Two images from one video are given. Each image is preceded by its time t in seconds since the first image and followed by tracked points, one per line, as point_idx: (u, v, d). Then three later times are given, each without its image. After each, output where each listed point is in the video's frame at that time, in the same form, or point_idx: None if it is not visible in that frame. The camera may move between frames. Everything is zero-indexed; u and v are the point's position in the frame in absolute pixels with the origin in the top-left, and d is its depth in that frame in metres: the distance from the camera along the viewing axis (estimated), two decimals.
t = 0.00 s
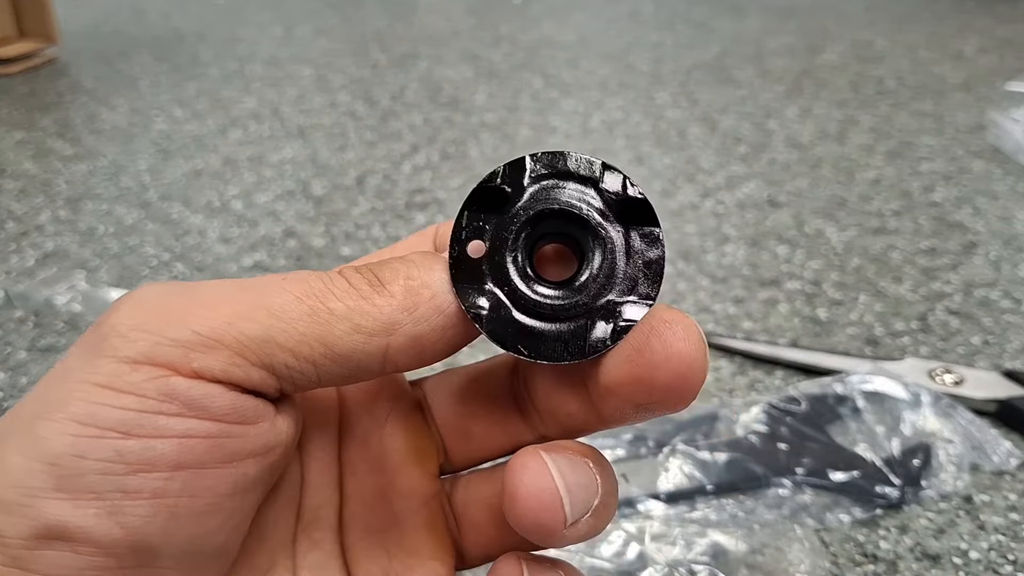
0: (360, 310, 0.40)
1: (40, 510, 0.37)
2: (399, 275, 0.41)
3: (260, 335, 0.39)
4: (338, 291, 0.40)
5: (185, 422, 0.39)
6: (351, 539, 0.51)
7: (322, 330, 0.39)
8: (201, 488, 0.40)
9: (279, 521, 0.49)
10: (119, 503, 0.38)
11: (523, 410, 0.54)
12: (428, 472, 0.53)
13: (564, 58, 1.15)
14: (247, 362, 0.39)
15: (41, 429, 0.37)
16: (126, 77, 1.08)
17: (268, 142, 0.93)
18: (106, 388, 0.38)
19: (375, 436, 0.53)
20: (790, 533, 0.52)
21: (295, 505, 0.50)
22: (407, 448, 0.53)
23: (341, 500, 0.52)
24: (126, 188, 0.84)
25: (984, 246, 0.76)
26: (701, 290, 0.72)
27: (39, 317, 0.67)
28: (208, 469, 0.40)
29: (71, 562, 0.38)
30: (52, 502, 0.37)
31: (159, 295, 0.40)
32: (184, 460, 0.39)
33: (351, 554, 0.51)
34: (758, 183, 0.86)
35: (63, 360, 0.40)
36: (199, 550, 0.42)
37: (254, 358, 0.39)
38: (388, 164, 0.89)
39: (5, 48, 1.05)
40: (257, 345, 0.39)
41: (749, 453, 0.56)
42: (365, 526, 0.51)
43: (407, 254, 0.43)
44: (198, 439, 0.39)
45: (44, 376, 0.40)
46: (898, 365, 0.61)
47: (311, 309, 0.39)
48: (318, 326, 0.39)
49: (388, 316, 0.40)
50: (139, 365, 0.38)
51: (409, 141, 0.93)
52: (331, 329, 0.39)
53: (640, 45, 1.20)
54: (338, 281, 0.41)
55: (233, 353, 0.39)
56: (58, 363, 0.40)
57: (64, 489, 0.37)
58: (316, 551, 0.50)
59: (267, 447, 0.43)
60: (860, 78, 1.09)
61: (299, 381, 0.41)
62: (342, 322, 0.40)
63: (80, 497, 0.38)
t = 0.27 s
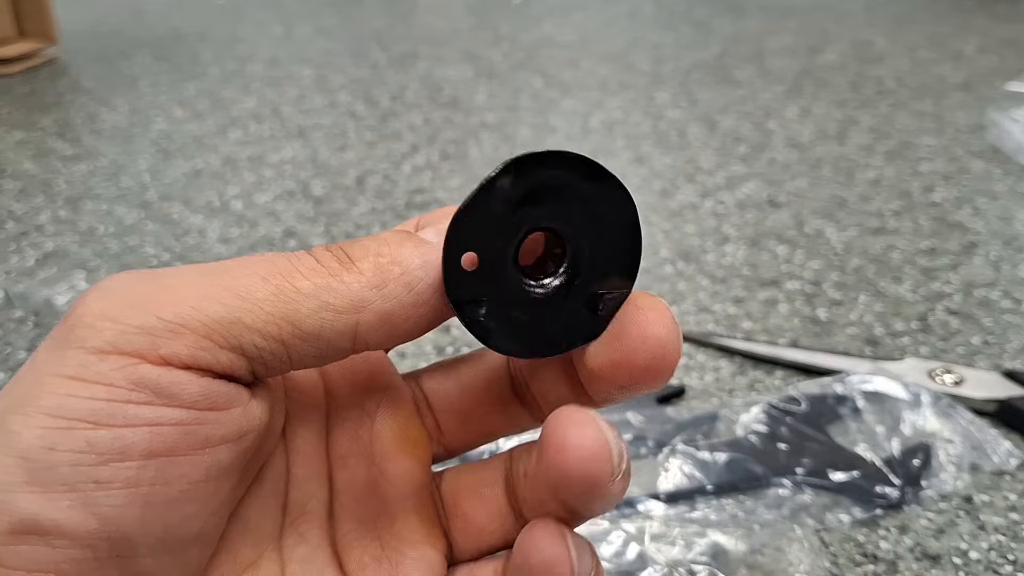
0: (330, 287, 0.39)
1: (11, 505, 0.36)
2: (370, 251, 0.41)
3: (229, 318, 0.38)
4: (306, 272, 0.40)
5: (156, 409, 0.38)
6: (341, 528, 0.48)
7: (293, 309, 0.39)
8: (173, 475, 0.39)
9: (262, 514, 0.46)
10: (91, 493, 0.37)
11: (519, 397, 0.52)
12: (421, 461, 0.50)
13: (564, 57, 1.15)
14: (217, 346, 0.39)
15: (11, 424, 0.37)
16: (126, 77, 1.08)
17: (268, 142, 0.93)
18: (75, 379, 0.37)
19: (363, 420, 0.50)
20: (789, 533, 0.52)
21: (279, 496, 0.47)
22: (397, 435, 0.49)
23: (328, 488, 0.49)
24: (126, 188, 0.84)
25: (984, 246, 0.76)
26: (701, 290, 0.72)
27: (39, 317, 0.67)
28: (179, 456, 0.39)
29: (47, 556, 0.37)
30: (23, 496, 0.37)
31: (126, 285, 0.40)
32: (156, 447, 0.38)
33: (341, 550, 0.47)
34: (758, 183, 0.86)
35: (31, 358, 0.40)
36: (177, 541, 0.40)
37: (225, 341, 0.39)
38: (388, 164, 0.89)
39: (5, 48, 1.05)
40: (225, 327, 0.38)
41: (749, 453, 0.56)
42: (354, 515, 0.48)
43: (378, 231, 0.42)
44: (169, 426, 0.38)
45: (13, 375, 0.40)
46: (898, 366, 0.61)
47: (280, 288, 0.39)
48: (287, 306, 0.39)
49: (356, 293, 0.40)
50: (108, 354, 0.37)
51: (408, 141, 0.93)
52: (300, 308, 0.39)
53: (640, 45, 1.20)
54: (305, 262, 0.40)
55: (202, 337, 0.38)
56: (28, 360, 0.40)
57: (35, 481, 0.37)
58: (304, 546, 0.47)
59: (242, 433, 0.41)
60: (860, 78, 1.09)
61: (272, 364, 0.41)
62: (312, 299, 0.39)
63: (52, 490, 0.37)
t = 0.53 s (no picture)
0: (338, 323, 0.39)
1: (22, 514, 0.39)
2: (382, 283, 0.40)
3: (234, 353, 0.39)
4: (317, 303, 0.39)
5: (167, 434, 0.40)
6: (329, 506, 0.51)
7: (298, 345, 0.39)
8: (183, 490, 0.42)
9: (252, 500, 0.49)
10: (103, 507, 0.40)
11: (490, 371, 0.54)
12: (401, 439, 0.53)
13: (564, 57, 1.15)
14: (225, 379, 0.40)
15: (23, 438, 0.39)
16: (126, 77, 1.08)
17: (268, 142, 0.93)
18: (85, 403, 0.39)
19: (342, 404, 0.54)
20: (790, 533, 0.52)
21: (267, 484, 0.51)
22: (378, 417, 0.54)
23: (315, 471, 0.52)
24: (126, 188, 0.84)
25: (984, 245, 0.76)
26: (701, 290, 0.72)
27: (39, 317, 0.67)
28: (189, 474, 0.42)
29: (59, 563, 0.40)
30: (36, 507, 0.39)
31: (132, 307, 0.40)
32: (167, 467, 0.41)
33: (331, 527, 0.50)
34: (758, 183, 0.86)
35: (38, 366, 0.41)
36: (187, 549, 0.44)
37: (232, 376, 0.40)
38: (388, 164, 0.89)
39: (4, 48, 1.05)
40: (231, 363, 0.39)
41: (749, 453, 0.56)
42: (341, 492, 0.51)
43: (389, 252, 0.41)
44: (181, 447, 0.41)
45: (18, 382, 0.41)
46: (897, 368, 0.62)
47: (288, 323, 0.39)
48: (295, 345, 0.39)
49: (362, 331, 0.39)
50: (117, 382, 0.39)
51: (409, 141, 0.93)
52: (305, 343, 0.39)
53: (640, 45, 1.20)
54: (314, 289, 0.39)
55: (209, 371, 0.39)
56: (34, 369, 0.41)
57: (49, 492, 0.39)
58: (295, 526, 0.50)
59: (249, 450, 0.44)
60: (860, 78, 1.09)
61: (277, 391, 0.42)
62: (319, 335, 0.39)
63: (64, 501, 0.40)
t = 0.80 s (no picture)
0: (369, 360, 0.40)
1: (67, 506, 0.38)
2: (409, 323, 0.41)
3: (276, 378, 0.40)
4: (354, 338, 0.40)
5: (213, 443, 0.40)
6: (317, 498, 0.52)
7: (333, 376, 0.40)
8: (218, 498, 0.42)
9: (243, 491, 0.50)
10: (147, 503, 0.40)
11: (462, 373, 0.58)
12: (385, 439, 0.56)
13: (564, 58, 1.15)
14: (263, 402, 0.40)
15: (70, 435, 0.39)
16: (127, 77, 1.08)
17: (268, 143, 0.93)
18: (134, 407, 0.39)
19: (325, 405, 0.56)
20: (789, 532, 0.52)
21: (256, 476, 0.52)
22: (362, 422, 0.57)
23: (301, 467, 0.54)
24: (127, 188, 0.84)
25: (983, 246, 0.77)
26: (700, 290, 0.72)
27: (40, 317, 0.67)
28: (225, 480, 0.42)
29: (95, 556, 0.39)
30: (79, 501, 0.39)
31: (179, 326, 0.41)
32: (207, 473, 0.41)
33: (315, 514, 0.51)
34: (757, 183, 0.86)
35: (82, 367, 0.41)
36: (213, 547, 0.44)
37: (271, 400, 0.40)
38: (388, 165, 0.89)
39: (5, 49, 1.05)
40: (272, 387, 0.40)
41: (748, 453, 0.56)
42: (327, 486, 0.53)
43: (414, 292, 0.42)
44: (223, 454, 0.41)
45: (58, 382, 0.41)
46: (896, 367, 0.62)
47: (323, 357, 0.39)
48: (331, 377, 0.40)
49: (392, 367, 0.40)
50: (166, 389, 0.39)
51: (409, 141, 0.94)
52: (340, 377, 0.40)
53: (640, 46, 1.20)
54: (351, 322, 0.40)
55: (251, 393, 0.40)
56: (76, 369, 0.41)
57: (96, 489, 0.39)
58: (282, 515, 0.51)
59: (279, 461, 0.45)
60: (859, 78, 1.09)
61: (304, 417, 0.42)
62: (351, 370, 0.40)
63: (108, 497, 0.39)
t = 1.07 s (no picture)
0: (380, 377, 0.41)
1: (100, 504, 0.38)
2: (417, 341, 0.42)
3: (294, 393, 0.40)
4: (368, 356, 0.41)
5: (240, 448, 0.41)
6: (298, 489, 0.53)
7: (345, 391, 0.41)
8: (238, 501, 0.43)
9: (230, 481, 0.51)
10: (174, 504, 0.40)
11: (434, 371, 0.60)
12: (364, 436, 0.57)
13: (563, 58, 1.15)
14: (281, 415, 0.41)
15: (98, 438, 0.38)
16: (127, 77, 1.08)
17: (268, 143, 0.93)
18: (160, 412, 0.39)
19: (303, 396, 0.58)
20: (789, 532, 0.52)
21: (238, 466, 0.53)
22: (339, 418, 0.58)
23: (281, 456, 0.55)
24: (127, 188, 0.84)
25: (982, 246, 0.77)
26: (700, 290, 0.72)
27: (41, 317, 0.67)
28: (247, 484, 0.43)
29: (125, 553, 0.39)
30: (108, 500, 0.38)
31: (200, 334, 0.40)
32: (231, 477, 0.42)
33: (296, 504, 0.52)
34: (756, 183, 0.86)
35: (107, 366, 0.40)
36: (232, 545, 0.45)
37: (288, 412, 0.41)
38: (388, 165, 0.89)
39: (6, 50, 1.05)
40: (290, 402, 0.40)
41: (748, 452, 0.56)
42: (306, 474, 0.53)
43: (420, 309, 0.43)
44: (245, 459, 0.42)
45: (77, 383, 0.40)
46: (895, 367, 0.62)
47: (337, 373, 0.40)
48: (344, 393, 0.41)
49: (401, 386, 0.42)
50: (191, 397, 0.39)
51: (409, 141, 0.94)
52: (352, 393, 0.41)
53: (640, 46, 1.20)
54: (366, 340, 0.41)
55: (271, 404, 0.40)
56: (95, 371, 0.40)
57: (128, 488, 0.39)
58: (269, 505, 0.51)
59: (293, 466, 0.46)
60: (859, 78, 1.09)
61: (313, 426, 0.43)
62: (363, 385, 0.41)
63: (138, 498, 0.39)
